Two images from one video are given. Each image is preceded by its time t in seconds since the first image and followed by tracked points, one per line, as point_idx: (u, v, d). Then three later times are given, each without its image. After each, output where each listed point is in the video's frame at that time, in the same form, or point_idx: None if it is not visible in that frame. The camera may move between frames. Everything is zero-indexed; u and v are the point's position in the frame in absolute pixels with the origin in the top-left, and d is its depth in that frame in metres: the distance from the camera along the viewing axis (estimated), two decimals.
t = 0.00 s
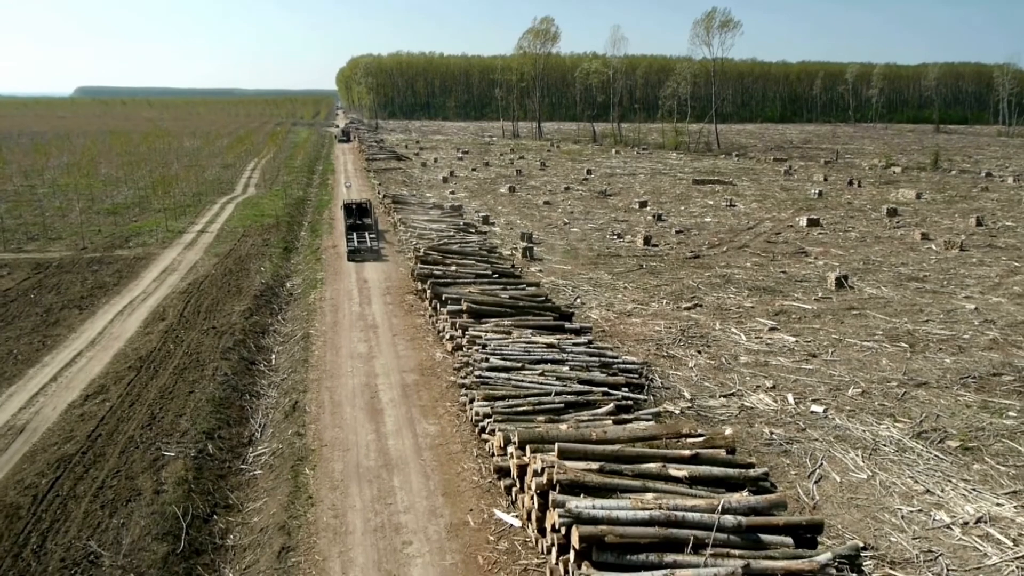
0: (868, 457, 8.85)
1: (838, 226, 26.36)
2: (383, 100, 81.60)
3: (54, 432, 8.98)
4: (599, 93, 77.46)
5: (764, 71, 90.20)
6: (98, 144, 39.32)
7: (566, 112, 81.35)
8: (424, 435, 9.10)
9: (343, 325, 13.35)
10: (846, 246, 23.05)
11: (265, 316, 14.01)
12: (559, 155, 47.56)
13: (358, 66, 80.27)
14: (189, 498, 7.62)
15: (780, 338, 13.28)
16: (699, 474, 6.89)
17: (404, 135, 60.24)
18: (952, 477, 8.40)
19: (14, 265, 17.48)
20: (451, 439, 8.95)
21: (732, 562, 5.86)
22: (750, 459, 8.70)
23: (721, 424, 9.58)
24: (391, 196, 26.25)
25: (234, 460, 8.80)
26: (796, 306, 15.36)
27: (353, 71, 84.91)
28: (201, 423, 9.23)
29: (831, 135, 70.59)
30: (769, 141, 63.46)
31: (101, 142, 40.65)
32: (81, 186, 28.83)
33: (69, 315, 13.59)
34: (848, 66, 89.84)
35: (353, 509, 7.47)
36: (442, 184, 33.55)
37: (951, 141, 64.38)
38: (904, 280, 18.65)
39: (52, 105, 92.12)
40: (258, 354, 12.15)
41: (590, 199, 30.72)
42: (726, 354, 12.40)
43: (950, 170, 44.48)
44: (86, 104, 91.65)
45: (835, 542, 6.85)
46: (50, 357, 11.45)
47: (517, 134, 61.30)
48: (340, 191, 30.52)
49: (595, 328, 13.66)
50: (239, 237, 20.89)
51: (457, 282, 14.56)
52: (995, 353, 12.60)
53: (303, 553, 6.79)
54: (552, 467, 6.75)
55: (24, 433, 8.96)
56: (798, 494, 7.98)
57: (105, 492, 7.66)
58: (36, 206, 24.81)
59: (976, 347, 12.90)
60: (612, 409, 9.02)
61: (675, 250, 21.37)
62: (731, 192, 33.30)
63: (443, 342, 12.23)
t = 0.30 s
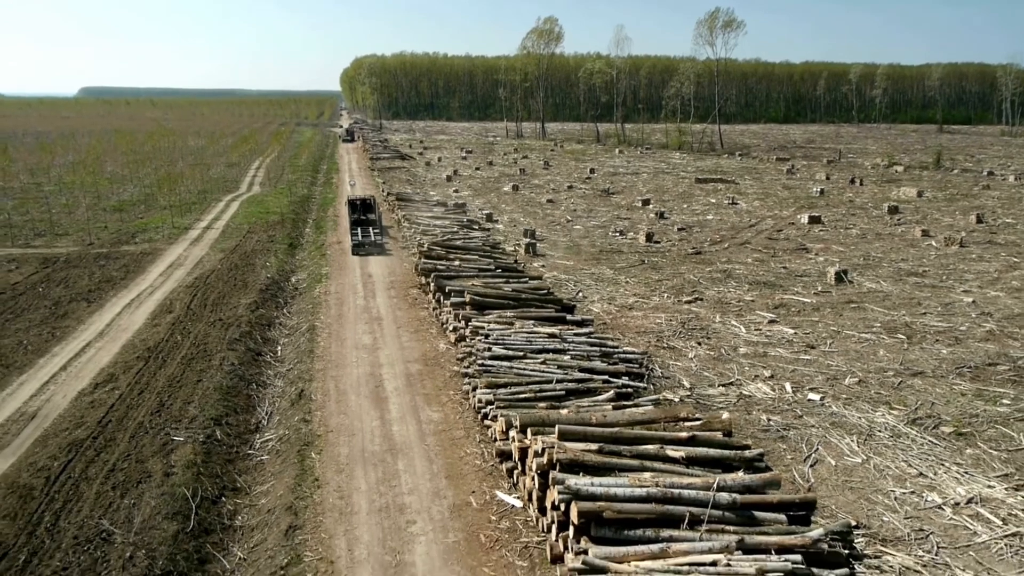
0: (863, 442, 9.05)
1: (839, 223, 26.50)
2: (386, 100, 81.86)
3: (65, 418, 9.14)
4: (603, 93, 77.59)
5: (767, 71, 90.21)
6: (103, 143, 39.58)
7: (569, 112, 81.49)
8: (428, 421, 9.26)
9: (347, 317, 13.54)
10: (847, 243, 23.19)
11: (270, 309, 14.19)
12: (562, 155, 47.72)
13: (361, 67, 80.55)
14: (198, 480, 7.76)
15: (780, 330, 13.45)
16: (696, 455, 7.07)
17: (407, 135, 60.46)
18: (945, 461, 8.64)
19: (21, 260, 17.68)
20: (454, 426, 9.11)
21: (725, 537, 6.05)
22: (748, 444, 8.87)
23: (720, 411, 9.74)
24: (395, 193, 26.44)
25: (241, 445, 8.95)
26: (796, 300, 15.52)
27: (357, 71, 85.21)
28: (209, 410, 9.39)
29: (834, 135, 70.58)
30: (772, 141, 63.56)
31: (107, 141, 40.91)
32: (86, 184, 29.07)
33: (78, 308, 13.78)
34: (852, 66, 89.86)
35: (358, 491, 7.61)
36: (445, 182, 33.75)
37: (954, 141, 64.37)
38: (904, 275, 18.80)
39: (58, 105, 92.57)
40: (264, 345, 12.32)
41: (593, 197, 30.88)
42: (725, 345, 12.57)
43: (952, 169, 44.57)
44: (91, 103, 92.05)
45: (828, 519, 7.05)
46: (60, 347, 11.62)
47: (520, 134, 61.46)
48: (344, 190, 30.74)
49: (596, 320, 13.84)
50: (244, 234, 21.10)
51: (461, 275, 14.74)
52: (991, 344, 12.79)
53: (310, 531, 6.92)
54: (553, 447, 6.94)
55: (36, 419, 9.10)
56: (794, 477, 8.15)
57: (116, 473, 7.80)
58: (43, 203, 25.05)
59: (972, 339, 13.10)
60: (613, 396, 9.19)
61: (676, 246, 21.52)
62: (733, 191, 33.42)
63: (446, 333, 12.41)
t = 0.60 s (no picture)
0: (860, 430, 9.19)
1: (842, 220, 26.58)
2: (391, 102, 82.18)
3: (78, 406, 9.36)
4: (607, 93, 77.68)
5: (772, 70, 90.16)
6: (111, 144, 39.95)
7: (574, 113, 81.62)
8: (432, 410, 9.44)
9: (353, 312, 13.73)
10: (849, 239, 23.26)
11: (277, 304, 14.40)
12: (565, 154, 47.89)
13: (366, 68, 80.91)
14: (208, 464, 7.95)
15: (780, 324, 13.58)
16: (694, 440, 7.23)
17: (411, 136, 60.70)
18: (941, 448, 8.78)
19: (31, 257, 17.95)
20: (458, 414, 9.28)
21: (721, 517, 6.21)
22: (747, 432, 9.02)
23: (719, 401, 9.90)
24: (399, 192, 26.65)
25: (250, 433, 9.15)
26: (797, 295, 15.64)
27: (362, 72, 85.53)
28: (218, 399, 9.59)
29: (839, 134, 70.48)
30: (776, 141, 63.53)
31: (115, 142, 41.30)
32: (94, 183, 29.38)
33: (88, 302, 14.02)
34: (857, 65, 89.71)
35: (364, 475, 7.79)
36: (450, 181, 33.93)
37: (959, 140, 64.25)
38: (906, 271, 18.89)
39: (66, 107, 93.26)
40: (271, 338, 12.53)
41: (597, 196, 31.03)
42: (726, 339, 12.72)
43: (957, 168, 44.54)
44: (99, 105, 92.72)
45: (823, 502, 7.20)
46: (72, 340, 11.86)
47: (524, 134, 61.63)
48: (349, 189, 30.97)
49: (599, 314, 14.00)
50: (250, 231, 21.34)
51: (464, 269, 14.93)
52: (990, 338, 12.92)
53: (317, 513, 7.11)
54: (554, 431, 7.11)
55: (49, 407, 9.33)
56: (790, 464, 8.30)
57: (129, 458, 8.01)
58: (52, 201, 25.34)
59: (971, 332, 13.23)
60: (613, 385, 9.34)
61: (679, 243, 21.65)
62: (736, 189, 33.51)
63: (450, 327, 12.58)
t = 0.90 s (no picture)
0: (855, 419, 9.35)
1: (845, 218, 26.68)
2: (397, 102, 82.56)
3: (90, 394, 9.60)
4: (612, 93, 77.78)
5: (777, 70, 90.11)
6: (120, 143, 40.33)
7: (579, 112, 81.75)
8: (435, 399, 9.64)
9: (358, 305, 13.95)
10: (851, 236, 23.36)
11: (284, 298, 14.62)
12: (570, 154, 48.05)
13: (372, 68, 81.33)
14: (217, 449, 8.17)
15: (780, 317, 13.73)
16: (690, 425, 7.41)
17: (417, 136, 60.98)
18: (935, 437, 8.94)
19: (43, 253, 18.25)
20: (461, 403, 9.48)
21: (715, 497, 6.39)
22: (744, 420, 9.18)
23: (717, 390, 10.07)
24: (405, 191, 26.88)
25: (257, 420, 9.36)
26: (797, 290, 15.79)
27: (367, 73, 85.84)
28: (226, 387, 9.81)
29: (844, 134, 70.42)
30: (781, 140, 63.50)
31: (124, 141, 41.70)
32: (104, 181, 29.71)
33: (99, 296, 14.28)
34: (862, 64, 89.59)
35: (369, 460, 8.00)
36: (455, 180, 34.11)
37: (965, 139, 64.14)
38: (907, 267, 18.99)
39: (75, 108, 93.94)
40: (278, 331, 12.75)
41: (601, 194, 31.21)
42: (725, 331, 12.88)
43: (961, 166, 44.52)
44: (108, 105, 93.44)
45: (816, 486, 7.35)
46: (83, 332, 12.12)
47: (529, 133, 61.82)
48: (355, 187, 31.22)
49: (600, 308, 14.18)
50: (257, 228, 21.59)
51: (468, 264, 15.12)
52: (988, 331, 13.06)
53: (322, 494, 7.32)
54: (554, 416, 7.30)
55: (63, 394, 9.58)
56: (786, 451, 8.45)
57: (140, 443, 8.24)
58: (62, 199, 25.67)
59: (970, 326, 13.36)
60: (613, 375, 9.51)
61: (681, 240, 21.80)
62: (740, 187, 33.63)
63: (454, 319, 12.78)
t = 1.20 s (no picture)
0: (848, 409, 9.53)
1: (845, 215, 26.82)
2: (400, 101, 82.79)
3: (99, 384, 9.81)
4: (614, 92, 77.92)
5: (780, 69, 90.10)
6: (126, 142, 40.62)
7: (582, 112, 81.88)
8: (436, 389, 9.83)
9: (361, 300, 14.15)
10: (851, 233, 23.49)
11: (288, 293, 14.82)
12: (573, 152, 48.21)
13: (376, 67, 81.55)
14: (223, 436, 8.36)
15: (777, 312, 13.90)
16: (684, 413, 7.58)
17: (420, 135, 61.16)
18: (926, 426, 9.11)
19: (50, 249, 18.49)
20: (461, 393, 9.66)
21: (707, 481, 6.56)
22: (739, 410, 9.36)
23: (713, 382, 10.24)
24: (407, 188, 27.09)
25: (262, 410, 9.56)
26: (795, 285, 15.95)
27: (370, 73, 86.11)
28: (232, 378, 10.02)
29: (846, 133, 70.43)
30: (783, 139, 63.52)
31: (129, 141, 42.00)
32: (110, 179, 29.96)
33: (106, 291, 14.51)
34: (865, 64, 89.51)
35: (371, 447, 8.19)
36: (457, 179, 34.31)
37: (968, 138, 64.14)
38: (905, 263, 19.14)
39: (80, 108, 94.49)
40: (282, 325, 12.96)
41: (602, 192, 31.38)
42: (723, 325, 13.06)
43: (964, 165, 44.58)
44: (113, 105, 93.89)
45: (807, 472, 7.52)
46: (92, 325, 12.33)
47: (532, 133, 61.97)
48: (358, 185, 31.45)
49: (600, 302, 14.36)
50: (261, 225, 21.81)
51: (469, 259, 15.31)
52: (983, 326, 13.22)
53: (326, 479, 7.51)
54: (551, 403, 7.49)
55: (72, 385, 9.79)
56: (779, 439, 8.62)
57: (148, 431, 8.44)
58: (69, 197, 25.92)
59: (965, 321, 13.53)
60: (611, 366, 9.69)
61: (682, 237, 21.96)
62: (741, 185, 33.78)
63: (455, 313, 12.96)
